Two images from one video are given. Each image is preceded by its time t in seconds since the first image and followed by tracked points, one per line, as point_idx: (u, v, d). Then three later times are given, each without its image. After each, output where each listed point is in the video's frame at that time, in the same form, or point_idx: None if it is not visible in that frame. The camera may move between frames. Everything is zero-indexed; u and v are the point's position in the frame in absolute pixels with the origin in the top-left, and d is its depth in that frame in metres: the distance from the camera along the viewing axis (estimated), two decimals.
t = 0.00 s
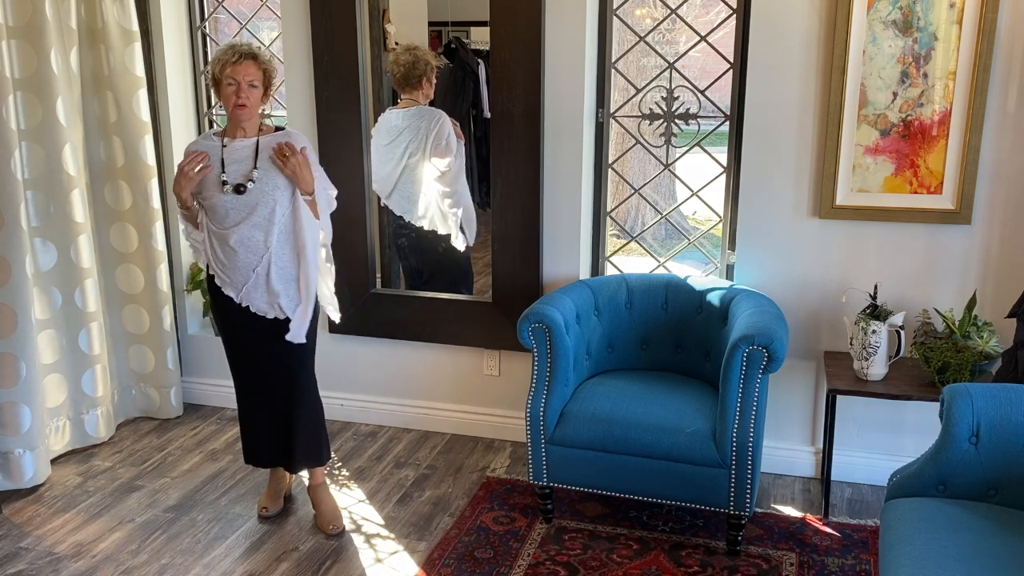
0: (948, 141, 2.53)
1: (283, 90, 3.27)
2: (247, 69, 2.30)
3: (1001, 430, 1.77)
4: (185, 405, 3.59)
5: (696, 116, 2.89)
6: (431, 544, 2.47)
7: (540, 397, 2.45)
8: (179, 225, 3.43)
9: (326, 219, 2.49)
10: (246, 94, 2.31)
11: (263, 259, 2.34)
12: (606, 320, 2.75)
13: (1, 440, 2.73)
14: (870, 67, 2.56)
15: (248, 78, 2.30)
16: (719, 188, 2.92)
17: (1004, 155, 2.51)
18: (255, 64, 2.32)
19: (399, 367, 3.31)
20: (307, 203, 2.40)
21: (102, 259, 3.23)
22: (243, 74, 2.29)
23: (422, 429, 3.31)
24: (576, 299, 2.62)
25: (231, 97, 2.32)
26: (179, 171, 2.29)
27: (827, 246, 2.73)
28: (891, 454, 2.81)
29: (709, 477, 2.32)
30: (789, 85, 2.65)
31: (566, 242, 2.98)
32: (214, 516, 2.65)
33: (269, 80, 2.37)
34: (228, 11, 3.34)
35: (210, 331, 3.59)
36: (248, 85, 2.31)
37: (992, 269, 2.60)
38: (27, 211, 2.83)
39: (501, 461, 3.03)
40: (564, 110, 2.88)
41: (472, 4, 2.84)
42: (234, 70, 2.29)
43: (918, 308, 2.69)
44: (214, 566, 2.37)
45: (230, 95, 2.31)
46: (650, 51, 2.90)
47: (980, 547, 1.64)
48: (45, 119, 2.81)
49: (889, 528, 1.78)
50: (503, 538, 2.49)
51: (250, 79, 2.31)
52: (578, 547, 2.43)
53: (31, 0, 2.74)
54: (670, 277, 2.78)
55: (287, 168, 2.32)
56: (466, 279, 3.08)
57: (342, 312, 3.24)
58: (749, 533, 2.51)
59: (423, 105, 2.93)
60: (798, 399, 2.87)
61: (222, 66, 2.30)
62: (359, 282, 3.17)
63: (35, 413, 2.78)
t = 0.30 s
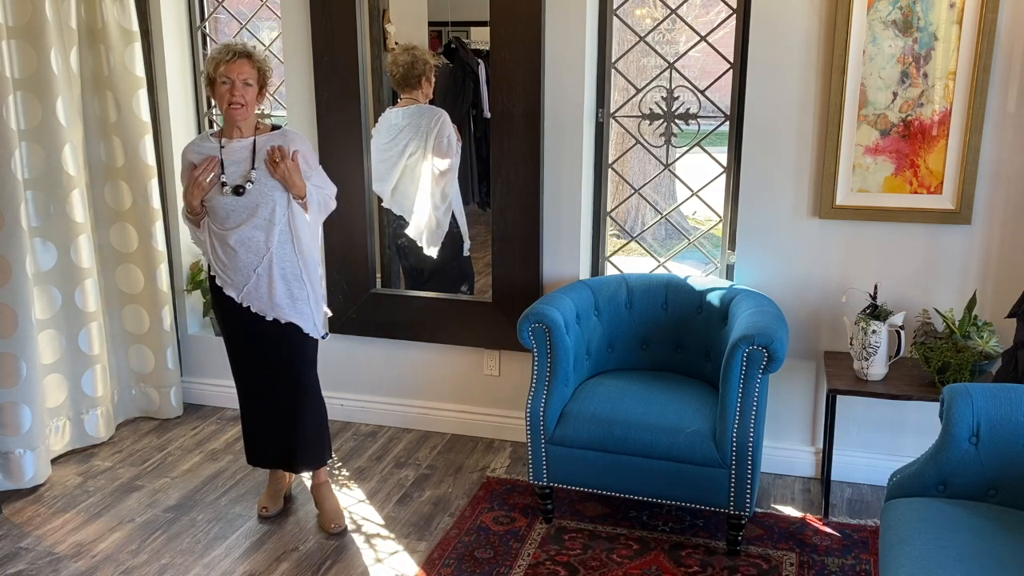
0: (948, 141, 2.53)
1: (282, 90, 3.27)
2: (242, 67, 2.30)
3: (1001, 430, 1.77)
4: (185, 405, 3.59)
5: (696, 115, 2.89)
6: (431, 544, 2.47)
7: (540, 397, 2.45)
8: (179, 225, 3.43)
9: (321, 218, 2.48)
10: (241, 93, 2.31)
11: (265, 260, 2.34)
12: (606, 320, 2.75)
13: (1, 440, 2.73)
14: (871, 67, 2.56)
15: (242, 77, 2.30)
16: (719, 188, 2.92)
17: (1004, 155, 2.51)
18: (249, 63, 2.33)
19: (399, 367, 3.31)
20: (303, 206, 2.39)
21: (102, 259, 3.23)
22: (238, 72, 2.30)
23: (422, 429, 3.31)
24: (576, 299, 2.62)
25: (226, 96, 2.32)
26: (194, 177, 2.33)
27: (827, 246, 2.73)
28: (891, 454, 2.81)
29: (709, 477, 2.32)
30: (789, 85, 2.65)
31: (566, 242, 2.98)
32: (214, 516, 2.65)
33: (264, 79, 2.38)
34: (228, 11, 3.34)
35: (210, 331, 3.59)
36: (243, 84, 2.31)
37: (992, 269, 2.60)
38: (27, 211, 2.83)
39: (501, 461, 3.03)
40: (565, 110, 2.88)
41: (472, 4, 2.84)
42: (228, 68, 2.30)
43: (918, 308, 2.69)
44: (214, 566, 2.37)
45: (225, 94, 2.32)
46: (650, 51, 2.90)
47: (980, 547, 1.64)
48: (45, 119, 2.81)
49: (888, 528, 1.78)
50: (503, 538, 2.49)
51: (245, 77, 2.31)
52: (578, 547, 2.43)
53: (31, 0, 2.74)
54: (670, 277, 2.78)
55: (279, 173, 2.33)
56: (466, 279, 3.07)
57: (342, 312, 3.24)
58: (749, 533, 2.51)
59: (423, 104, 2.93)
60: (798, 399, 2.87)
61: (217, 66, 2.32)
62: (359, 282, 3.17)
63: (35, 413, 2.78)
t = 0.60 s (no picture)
0: (948, 141, 2.53)
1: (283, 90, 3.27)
2: (243, 66, 2.31)
3: (1001, 430, 1.77)
4: (185, 405, 3.59)
5: (696, 116, 2.89)
6: (431, 544, 2.47)
7: (540, 397, 2.45)
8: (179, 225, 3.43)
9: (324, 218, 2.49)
10: (244, 92, 2.32)
11: (267, 261, 2.35)
12: (606, 320, 2.75)
13: (1, 440, 2.73)
14: (871, 67, 2.56)
15: (244, 76, 2.31)
16: (719, 188, 2.92)
17: (1004, 155, 2.51)
18: (251, 62, 2.33)
19: (399, 367, 3.31)
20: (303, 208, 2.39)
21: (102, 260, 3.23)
22: (239, 71, 2.31)
23: (421, 429, 3.31)
24: (576, 299, 2.62)
25: (228, 95, 2.32)
26: (201, 178, 2.33)
27: (827, 246, 2.73)
28: (891, 454, 2.81)
29: (709, 477, 2.32)
30: (788, 85, 2.65)
31: (566, 242, 2.98)
32: (214, 516, 2.65)
33: (266, 77, 2.38)
34: (228, 11, 3.34)
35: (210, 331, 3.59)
36: (245, 83, 2.32)
37: (992, 269, 2.60)
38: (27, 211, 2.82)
39: (501, 461, 3.03)
40: (565, 110, 2.88)
41: (471, 4, 2.84)
42: (230, 68, 2.30)
43: (918, 308, 2.69)
44: (213, 566, 2.37)
45: (227, 93, 2.32)
46: (650, 51, 2.90)
47: (980, 547, 1.63)
48: (45, 119, 2.81)
49: (888, 528, 1.78)
50: (503, 538, 2.49)
51: (247, 76, 2.32)
52: (578, 547, 2.43)
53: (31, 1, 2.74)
54: (670, 277, 2.78)
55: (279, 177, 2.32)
56: (467, 278, 3.07)
57: (342, 312, 3.24)
58: (749, 533, 2.51)
59: (427, 103, 2.93)
60: (798, 399, 2.87)
61: (219, 65, 2.32)
62: (359, 282, 3.17)
63: (35, 413, 2.78)
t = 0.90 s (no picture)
0: (948, 141, 2.53)
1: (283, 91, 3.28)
2: (265, 64, 2.32)
3: (1001, 430, 1.77)
4: (185, 405, 3.59)
5: (696, 115, 2.89)
6: (431, 544, 2.47)
7: (540, 397, 2.45)
8: (179, 225, 3.43)
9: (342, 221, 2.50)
10: (266, 90, 2.33)
11: (285, 262, 2.35)
12: (606, 320, 2.75)
13: (1, 441, 2.73)
14: (870, 67, 2.56)
15: (266, 74, 2.31)
16: (719, 188, 2.92)
17: (1004, 155, 2.51)
18: (274, 61, 2.34)
19: (400, 367, 3.31)
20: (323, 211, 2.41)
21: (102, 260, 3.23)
22: (261, 69, 2.31)
23: (421, 429, 3.31)
24: (576, 299, 2.62)
25: (251, 93, 2.33)
26: (224, 176, 2.34)
27: (827, 246, 2.73)
28: (891, 455, 2.81)
29: (709, 477, 2.32)
30: (788, 85, 2.65)
31: (567, 242, 2.98)
32: (214, 516, 2.65)
33: (287, 75, 2.39)
34: (228, 11, 3.34)
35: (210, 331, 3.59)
36: (267, 81, 2.32)
37: (992, 269, 2.60)
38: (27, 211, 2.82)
39: (501, 461, 3.03)
40: (565, 110, 2.88)
41: (471, 4, 2.85)
42: (252, 66, 2.31)
43: (918, 308, 2.69)
44: (213, 566, 2.37)
45: (249, 91, 2.33)
46: (650, 51, 2.90)
47: (980, 547, 1.64)
48: (45, 119, 2.81)
49: (888, 528, 1.78)
50: (503, 538, 2.49)
51: (269, 74, 2.32)
52: (578, 547, 2.43)
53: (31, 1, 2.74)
54: (670, 277, 2.78)
55: (303, 182, 2.34)
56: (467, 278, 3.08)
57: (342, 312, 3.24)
58: (749, 533, 2.51)
59: (439, 104, 2.92)
60: (798, 399, 2.87)
61: (240, 64, 2.33)
62: (359, 282, 3.17)
63: (35, 413, 2.78)
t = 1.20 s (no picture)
0: (948, 141, 2.53)
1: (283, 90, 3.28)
2: (299, 62, 2.33)
3: (1001, 430, 1.77)
4: (185, 405, 3.59)
5: (696, 116, 2.89)
6: (431, 544, 2.47)
7: (540, 397, 2.45)
8: (179, 225, 3.43)
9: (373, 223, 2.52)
10: (300, 88, 2.34)
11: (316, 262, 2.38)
12: (606, 320, 2.75)
13: (1, 441, 2.73)
14: (870, 67, 2.56)
15: (299, 71, 2.33)
16: (719, 188, 2.92)
17: (1003, 155, 2.51)
18: (307, 58, 2.35)
19: (400, 367, 3.31)
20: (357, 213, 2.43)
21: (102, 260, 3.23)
22: (295, 67, 2.32)
23: (421, 429, 3.31)
24: (576, 299, 2.62)
25: (286, 92, 2.34)
26: (249, 177, 2.33)
27: (827, 246, 2.73)
28: (891, 455, 2.81)
29: (709, 477, 2.32)
30: (788, 85, 2.65)
31: (567, 242, 2.98)
32: (213, 516, 2.65)
33: (319, 72, 2.40)
34: (228, 11, 3.34)
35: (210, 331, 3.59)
36: (301, 79, 2.34)
37: (992, 269, 2.60)
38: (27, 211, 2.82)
39: (501, 461, 3.03)
40: (565, 110, 2.88)
41: (472, 4, 2.85)
42: (285, 64, 2.32)
43: (918, 308, 2.69)
44: (214, 566, 2.37)
45: (284, 90, 2.34)
46: (650, 51, 2.90)
47: (980, 547, 1.64)
48: (45, 119, 2.81)
49: (888, 528, 1.78)
50: (503, 538, 2.49)
51: (302, 71, 2.33)
52: (578, 547, 2.43)
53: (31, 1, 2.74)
54: (670, 277, 2.78)
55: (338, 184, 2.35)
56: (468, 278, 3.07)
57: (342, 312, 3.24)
58: (749, 533, 2.51)
59: (456, 103, 2.92)
60: (798, 399, 2.87)
61: (274, 64, 2.34)
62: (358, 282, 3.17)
63: (35, 413, 2.78)
